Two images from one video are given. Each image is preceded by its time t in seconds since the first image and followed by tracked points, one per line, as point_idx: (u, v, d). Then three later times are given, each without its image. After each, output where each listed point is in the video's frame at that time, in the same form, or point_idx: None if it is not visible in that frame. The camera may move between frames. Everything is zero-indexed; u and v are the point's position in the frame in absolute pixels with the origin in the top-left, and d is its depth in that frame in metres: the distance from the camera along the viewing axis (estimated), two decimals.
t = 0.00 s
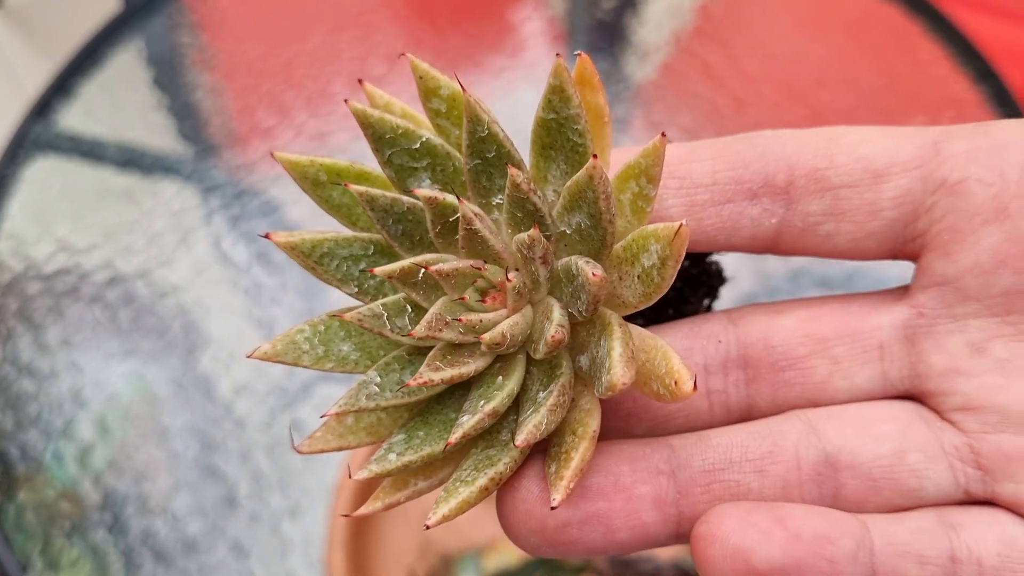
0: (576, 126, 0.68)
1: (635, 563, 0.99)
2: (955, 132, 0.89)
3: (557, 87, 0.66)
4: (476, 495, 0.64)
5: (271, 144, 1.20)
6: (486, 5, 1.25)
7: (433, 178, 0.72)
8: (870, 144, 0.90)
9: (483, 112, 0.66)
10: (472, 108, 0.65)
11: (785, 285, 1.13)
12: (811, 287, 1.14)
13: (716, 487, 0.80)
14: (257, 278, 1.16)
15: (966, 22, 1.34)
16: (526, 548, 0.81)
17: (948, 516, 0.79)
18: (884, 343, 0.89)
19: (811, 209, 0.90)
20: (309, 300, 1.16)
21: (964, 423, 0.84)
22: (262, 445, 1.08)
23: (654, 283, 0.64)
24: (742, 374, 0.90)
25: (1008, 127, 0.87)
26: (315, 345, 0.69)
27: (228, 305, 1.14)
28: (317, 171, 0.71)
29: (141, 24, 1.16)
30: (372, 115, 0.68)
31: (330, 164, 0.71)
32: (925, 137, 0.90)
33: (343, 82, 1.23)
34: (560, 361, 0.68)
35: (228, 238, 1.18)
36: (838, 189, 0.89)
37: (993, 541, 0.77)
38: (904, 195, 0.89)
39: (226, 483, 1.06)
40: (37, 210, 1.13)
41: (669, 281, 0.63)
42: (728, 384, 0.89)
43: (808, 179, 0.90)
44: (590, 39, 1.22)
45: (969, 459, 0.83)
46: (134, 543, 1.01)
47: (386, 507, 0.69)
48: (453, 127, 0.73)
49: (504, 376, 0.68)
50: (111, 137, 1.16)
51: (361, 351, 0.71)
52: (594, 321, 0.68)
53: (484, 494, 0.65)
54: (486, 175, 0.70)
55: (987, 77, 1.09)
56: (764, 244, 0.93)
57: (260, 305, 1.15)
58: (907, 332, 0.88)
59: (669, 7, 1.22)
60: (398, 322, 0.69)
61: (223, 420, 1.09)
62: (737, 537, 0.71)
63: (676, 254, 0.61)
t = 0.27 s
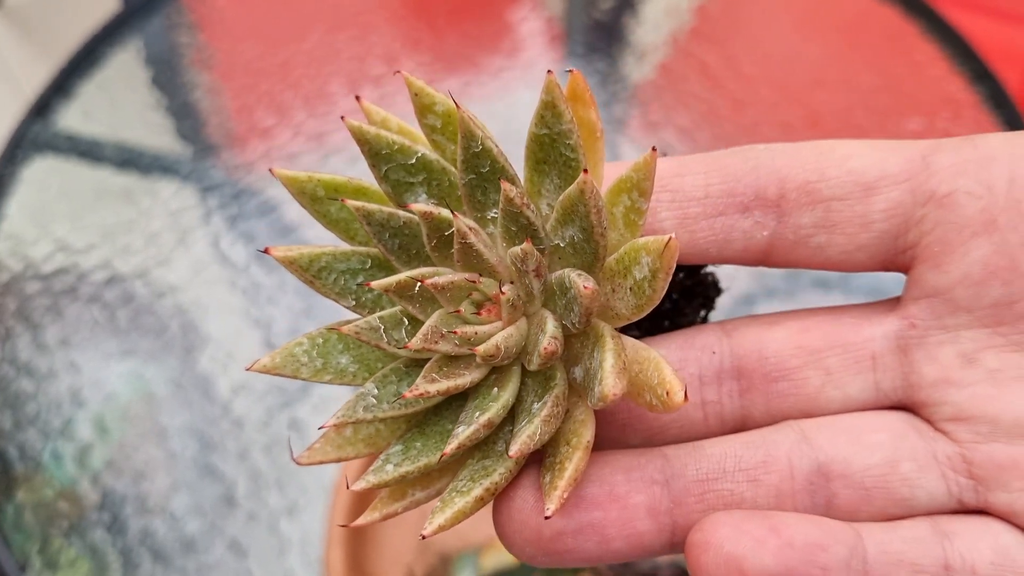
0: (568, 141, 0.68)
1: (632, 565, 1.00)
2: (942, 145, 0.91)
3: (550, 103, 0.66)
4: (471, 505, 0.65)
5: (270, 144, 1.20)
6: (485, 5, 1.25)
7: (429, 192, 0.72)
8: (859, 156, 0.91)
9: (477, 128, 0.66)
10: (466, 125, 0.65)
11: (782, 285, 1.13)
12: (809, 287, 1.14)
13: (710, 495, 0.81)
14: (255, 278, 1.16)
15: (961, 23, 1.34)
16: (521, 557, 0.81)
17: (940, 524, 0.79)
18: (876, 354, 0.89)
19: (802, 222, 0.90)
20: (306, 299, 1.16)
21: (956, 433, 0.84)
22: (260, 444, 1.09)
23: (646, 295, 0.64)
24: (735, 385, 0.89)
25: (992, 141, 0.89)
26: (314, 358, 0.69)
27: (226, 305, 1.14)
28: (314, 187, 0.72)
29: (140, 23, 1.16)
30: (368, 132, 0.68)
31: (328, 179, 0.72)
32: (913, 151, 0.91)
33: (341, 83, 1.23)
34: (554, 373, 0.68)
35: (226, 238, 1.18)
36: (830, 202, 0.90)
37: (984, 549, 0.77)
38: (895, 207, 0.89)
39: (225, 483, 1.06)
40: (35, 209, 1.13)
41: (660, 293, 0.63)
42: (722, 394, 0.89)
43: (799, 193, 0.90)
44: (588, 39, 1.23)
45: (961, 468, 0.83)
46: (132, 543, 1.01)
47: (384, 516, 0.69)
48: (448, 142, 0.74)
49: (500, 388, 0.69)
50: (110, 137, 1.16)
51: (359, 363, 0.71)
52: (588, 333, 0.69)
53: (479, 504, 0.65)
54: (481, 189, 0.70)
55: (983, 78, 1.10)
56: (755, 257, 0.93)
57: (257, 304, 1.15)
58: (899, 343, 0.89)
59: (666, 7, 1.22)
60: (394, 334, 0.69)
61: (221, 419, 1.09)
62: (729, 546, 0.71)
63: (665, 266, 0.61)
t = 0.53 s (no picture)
0: (566, 130, 0.68)
1: (631, 563, 1.00)
2: (943, 134, 0.91)
3: (548, 90, 0.66)
4: (467, 501, 0.64)
5: (267, 144, 1.20)
6: (483, 4, 1.25)
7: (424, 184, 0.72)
8: (859, 147, 0.91)
9: (473, 117, 0.66)
10: (462, 112, 0.66)
11: (779, 284, 1.13)
12: (807, 286, 1.14)
13: (711, 491, 0.81)
14: (253, 278, 1.16)
15: (959, 23, 1.34)
16: (517, 555, 0.81)
17: (944, 521, 0.79)
18: (878, 347, 0.89)
19: (804, 213, 0.90)
20: (304, 298, 1.16)
21: (960, 428, 0.84)
22: (258, 444, 1.08)
23: (646, 286, 0.65)
24: (736, 379, 0.89)
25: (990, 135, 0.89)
26: (306, 352, 0.69)
27: (223, 305, 1.14)
28: (306, 177, 0.72)
29: (138, 23, 1.16)
30: (361, 120, 0.68)
31: (320, 170, 0.72)
32: (915, 142, 0.91)
33: (339, 82, 1.23)
34: (552, 366, 0.68)
35: (224, 237, 1.18)
36: (831, 192, 0.90)
37: (987, 545, 0.77)
38: (898, 197, 0.89)
39: (223, 482, 1.06)
40: (33, 209, 1.13)
41: (661, 283, 0.63)
42: (722, 389, 0.89)
43: (800, 183, 0.90)
44: (586, 39, 1.23)
45: (964, 464, 0.83)
46: (130, 543, 1.01)
47: (377, 514, 0.69)
48: (443, 131, 0.74)
49: (496, 382, 0.68)
50: (107, 136, 1.16)
51: (351, 357, 0.71)
52: (585, 325, 0.69)
53: (475, 500, 0.65)
54: (477, 180, 0.70)
55: (981, 78, 1.10)
56: (757, 249, 0.93)
57: (255, 304, 1.15)
58: (901, 336, 0.89)
59: (664, 7, 1.22)
60: (388, 327, 0.69)
61: (219, 419, 1.09)
62: (728, 546, 0.71)
63: (666, 256, 0.61)
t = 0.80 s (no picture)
0: (561, 126, 0.69)
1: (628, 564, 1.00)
2: (942, 132, 0.91)
3: (543, 87, 0.67)
4: (462, 502, 0.64)
5: (265, 143, 1.20)
6: (481, 4, 1.25)
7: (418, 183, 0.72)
8: (857, 145, 0.91)
9: (468, 115, 0.66)
10: (457, 110, 0.65)
11: (777, 285, 1.13)
12: (805, 286, 1.14)
13: (709, 492, 0.81)
14: (250, 278, 1.16)
15: (957, 23, 1.35)
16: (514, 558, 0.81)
17: (943, 524, 0.79)
18: (876, 348, 0.89)
19: (801, 212, 0.90)
20: (302, 299, 1.16)
21: (960, 428, 0.85)
22: (256, 444, 1.08)
23: (643, 283, 0.65)
24: (733, 380, 0.89)
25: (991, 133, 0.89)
26: (299, 353, 0.69)
27: (221, 305, 1.14)
28: (300, 176, 0.72)
29: (135, 23, 1.16)
30: (355, 118, 0.68)
31: (314, 170, 0.72)
32: (914, 140, 0.91)
33: (337, 82, 1.23)
34: (549, 365, 0.68)
35: (222, 237, 1.17)
36: (828, 192, 0.90)
37: (991, 548, 0.77)
38: (895, 195, 0.89)
39: (221, 482, 1.06)
40: (31, 208, 1.13)
41: (657, 280, 0.63)
42: (719, 390, 0.89)
43: (797, 182, 0.90)
44: (584, 39, 1.23)
45: (964, 464, 0.83)
46: (128, 543, 1.01)
47: (371, 517, 0.69)
48: (437, 131, 0.74)
49: (491, 383, 0.69)
50: (105, 135, 1.15)
51: (345, 359, 0.71)
52: (581, 325, 0.68)
53: (471, 502, 0.65)
54: (472, 179, 0.71)
55: (979, 78, 1.10)
56: (754, 250, 0.93)
57: (253, 304, 1.15)
58: (899, 336, 0.89)
59: (662, 7, 1.22)
60: (382, 328, 0.69)
61: (217, 419, 1.09)
62: (725, 551, 0.71)
63: (663, 252, 0.61)
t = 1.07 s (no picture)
0: (561, 132, 0.69)
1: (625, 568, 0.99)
2: (925, 141, 0.92)
3: (544, 91, 0.67)
4: (469, 508, 0.64)
5: (262, 143, 1.20)
6: (479, 4, 1.25)
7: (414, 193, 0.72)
8: (843, 154, 0.92)
9: (469, 121, 0.66)
10: (458, 116, 0.65)
11: (775, 286, 1.13)
12: (802, 287, 1.14)
13: (713, 502, 0.81)
14: (248, 278, 1.16)
15: (954, 22, 1.35)
16: None
17: (933, 530, 0.79)
18: (866, 354, 0.89)
19: (789, 221, 0.91)
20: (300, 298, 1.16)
21: (950, 431, 0.84)
22: (254, 444, 1.08)
23: (646, 282, 0.64)
24: (729, 391, 0.89)
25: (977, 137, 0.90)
26: (293, 365, 0.69)
27: (219, 304, 1.14)
28: (296, 187, 0.72)
29: (133, 22, 1.16)
30: (355, 125, 0.68)
31: (310, 180, 0.72)
32: (897, 148, 0.92)
33: (335, 82, 1.23)
34: (551, 369, 0.68)
35: (220, 237, 1.17)
36: (815, 200, 0.91)
37: (981, 554, 0.77)
38: (881, 202, 0.90)
39: (218, 482, 1.06)
40: (29, 207, 1.13)
41: (662, 277, 0.63)
42: (715, 401, 0.89)
43: (785, 192, 0.91)
44: (582, 39, 1.23)
45: (954, 467, 0.83)
46: (126, 543, 1.01)
47: (373, 530, 0.68)
48: (434, 142, 0.74)
49: (492, 390, 0.68)
50: (102, 135, 1.15)
51: (340, 372, 0.71)
52: (581, 330, 0.68)
53: (477, 508, 0.65)
54: (471, 187, 0.71)
55: (976, 78, 1.11)
56: (744, 260, 0.93)
57: (251, 304, 1.15)
58: (889, 341, 0.89)
59: (660, 7, 1.22)
60: (380, 336, 0.69)
61: (215, 419, 1.09)
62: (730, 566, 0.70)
63: (669, 246, 0.61)
